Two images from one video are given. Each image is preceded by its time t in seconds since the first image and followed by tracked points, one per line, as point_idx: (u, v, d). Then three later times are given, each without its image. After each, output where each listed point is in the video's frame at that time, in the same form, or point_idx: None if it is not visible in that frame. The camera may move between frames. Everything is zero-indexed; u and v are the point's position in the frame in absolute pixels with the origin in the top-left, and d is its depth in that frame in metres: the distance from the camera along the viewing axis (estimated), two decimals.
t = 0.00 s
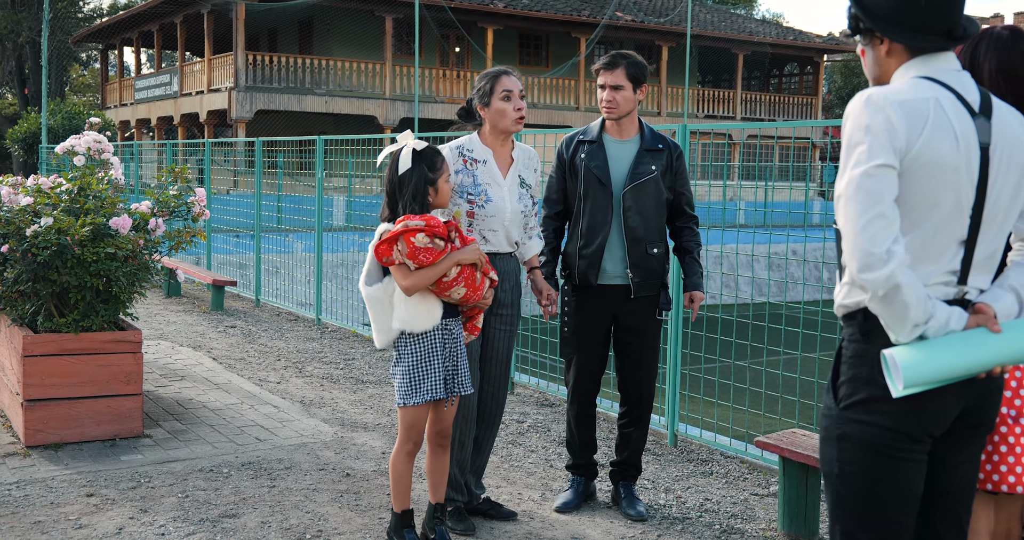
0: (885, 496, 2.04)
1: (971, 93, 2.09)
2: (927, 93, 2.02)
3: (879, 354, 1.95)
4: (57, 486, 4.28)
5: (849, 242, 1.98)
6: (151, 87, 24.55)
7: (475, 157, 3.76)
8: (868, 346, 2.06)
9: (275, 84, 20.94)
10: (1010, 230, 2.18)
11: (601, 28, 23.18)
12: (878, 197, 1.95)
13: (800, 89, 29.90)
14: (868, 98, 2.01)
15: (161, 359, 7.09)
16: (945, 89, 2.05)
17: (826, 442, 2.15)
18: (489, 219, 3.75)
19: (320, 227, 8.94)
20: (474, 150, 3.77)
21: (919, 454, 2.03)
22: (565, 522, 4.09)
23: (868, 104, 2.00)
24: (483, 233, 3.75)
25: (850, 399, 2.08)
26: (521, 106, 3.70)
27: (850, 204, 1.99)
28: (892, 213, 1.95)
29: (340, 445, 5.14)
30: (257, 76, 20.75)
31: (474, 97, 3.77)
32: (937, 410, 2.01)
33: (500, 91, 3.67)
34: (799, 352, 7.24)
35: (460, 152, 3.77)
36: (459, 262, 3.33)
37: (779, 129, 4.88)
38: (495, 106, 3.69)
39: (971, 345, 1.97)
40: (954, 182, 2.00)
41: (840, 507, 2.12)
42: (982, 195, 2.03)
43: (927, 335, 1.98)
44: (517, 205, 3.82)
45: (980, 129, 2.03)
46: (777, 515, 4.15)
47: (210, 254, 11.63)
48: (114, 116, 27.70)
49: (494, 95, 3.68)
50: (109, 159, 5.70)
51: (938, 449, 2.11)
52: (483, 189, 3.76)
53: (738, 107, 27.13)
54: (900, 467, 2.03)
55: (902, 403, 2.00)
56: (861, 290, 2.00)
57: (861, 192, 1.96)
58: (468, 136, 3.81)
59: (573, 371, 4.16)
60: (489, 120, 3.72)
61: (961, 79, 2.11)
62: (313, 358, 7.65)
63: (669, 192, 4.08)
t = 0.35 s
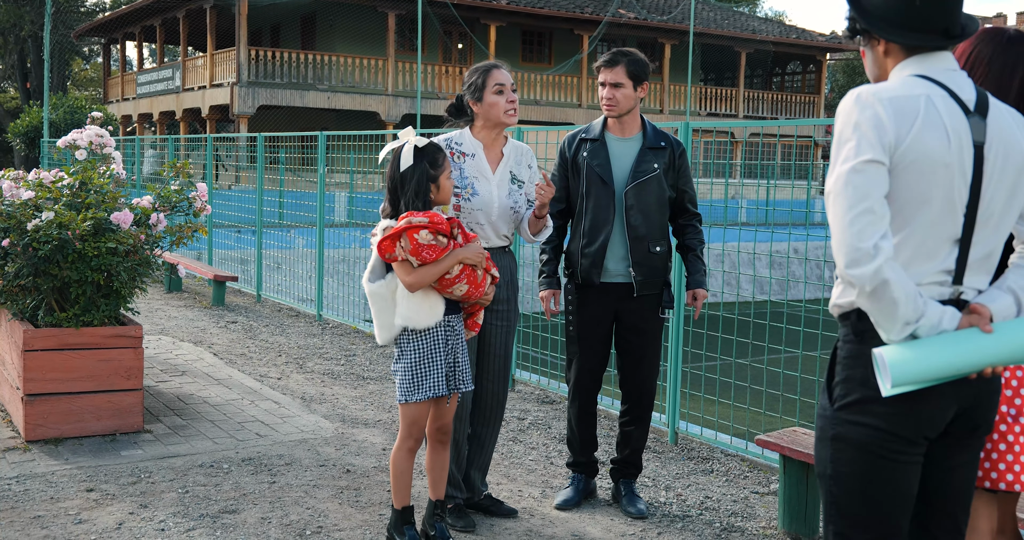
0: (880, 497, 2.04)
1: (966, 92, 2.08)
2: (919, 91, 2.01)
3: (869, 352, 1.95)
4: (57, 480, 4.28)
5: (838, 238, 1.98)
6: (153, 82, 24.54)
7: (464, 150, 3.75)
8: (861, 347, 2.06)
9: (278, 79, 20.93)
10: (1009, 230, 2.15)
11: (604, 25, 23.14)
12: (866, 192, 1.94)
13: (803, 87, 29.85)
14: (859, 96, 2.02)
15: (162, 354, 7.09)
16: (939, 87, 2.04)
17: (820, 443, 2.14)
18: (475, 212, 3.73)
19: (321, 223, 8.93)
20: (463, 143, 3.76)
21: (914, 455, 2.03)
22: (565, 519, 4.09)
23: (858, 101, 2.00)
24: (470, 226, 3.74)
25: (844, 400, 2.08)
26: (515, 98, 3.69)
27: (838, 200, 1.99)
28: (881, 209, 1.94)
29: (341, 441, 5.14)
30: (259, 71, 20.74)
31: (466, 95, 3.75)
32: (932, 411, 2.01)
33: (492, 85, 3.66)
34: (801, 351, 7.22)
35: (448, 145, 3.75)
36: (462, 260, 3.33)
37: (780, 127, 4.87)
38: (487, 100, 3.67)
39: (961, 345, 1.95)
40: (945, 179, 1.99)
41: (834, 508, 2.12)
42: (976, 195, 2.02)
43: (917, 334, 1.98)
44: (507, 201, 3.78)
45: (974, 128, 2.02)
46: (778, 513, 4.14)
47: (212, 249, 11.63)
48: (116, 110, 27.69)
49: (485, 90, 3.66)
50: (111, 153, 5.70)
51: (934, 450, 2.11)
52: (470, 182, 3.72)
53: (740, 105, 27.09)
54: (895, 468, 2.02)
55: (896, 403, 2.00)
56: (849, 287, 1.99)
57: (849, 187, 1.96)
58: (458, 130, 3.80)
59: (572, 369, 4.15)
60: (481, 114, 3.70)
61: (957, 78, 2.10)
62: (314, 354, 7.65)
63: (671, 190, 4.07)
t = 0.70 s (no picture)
0: (880, 496, 2.03)
1: (960, 90, 2.07)
2: (911, 92, 2.01)
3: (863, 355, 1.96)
4: (56, 478, 4.27)
5: (830, 243, 1.99)
6: (153, 78, 24.52)
7: (461, 150, 3.70)
8: (858, 346, 2.06)
9: (278, 76, 20.92)
10: (1010, 228, 2.13)
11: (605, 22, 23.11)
12: (855, 197, 1.95)
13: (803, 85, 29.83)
14: (849, 100, 2.02)
15: (162, 351, 7.08)
16: (932, 87, 2.03)
17: (820, 443, 2.14)
18: (468, 213, 3.69)
19: (322, 220, 8.92)
20: (460, 142, 3.72)
21: (913, 454, 2.02)
22: (566, 516, 4.08)
23: (848, 105, 2.01)
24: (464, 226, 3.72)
25: (842, 399, 2.07)
26: (514, 97, 3.63)
27: (829, 205, 2.00)
28: (871, 213, 1.95)
29: (341, 438, 5.14)
30: (260, 68, 20.71)
31: (464, 92, 3.70)
32: (931, 411, 2.00)
33: (491, 83, 3.61)
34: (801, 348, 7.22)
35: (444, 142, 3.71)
36: (464, 256, 3.32)
37: (781, 125, 4.86)
38: (486, 99, 3.62)
39: (955, 346, 1.94)
40: (938, 180, 1.98)
41: (834, 508, 2.11)
42: (972, 194, 2.01)
43: (914, 335, 1.97)
44: (502, 201, 3.73)
45: (969, 126, 2.01)
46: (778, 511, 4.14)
47: (212, 246, 11.62)
48: (116, 107, 27.66)
49: (484, 88, 3.61)
50: (111, 150, 5.70)
51: (933, 449, 2.10)
52: (466, 182, 3.69)
53: (741, 103, 27.06)
54: (894, 467, 2.01)
55: (894, 402, 1.99)
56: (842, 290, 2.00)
57: (839, 193, 1.97)
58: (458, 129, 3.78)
59: (573, 367, 4.14)
60: (480, 112, 3.65)
61: (953, 76, 2.09)
62: (314, 351, 7.65)
63: (672, 188, 4.06)
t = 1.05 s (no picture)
0: (875, 487, 2.02)
1: (949, 80, 2.05)
2: (897, 83, 2.00)
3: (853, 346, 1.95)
4: (55, 467, 4.28)
5: (815, 235, 1.99)
6: (153, 68, 24.47)
7: (473, 146, 3.67)
8: (853, 338, 2.05)
9: (278, 66, 20.87)
10: (1006, 217, 2.12)
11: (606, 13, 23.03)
12: (840, 188, 1.94)
13: (805, 78, 29.77)
14: (835, 92, 2.02)
15: (161, 341, 7.08)
16: (920, 78, 2.02)
17: (816, 434, 2.14)
18: (478, 209, 3.65)
19: (321, 211, 8.91)
20: (473, 138, 3.68)
21: (910, 446, 2.01)
22: (565, 507, 4.08)
23: (833, 98, 2.01)
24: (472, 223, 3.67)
25: (838, 390, 2.07)
26: (531, 94, 3.60)
27: (815, 198, 1.99)
28: (856, 205, 1.94)
29: (340, 429, 5.14)
30: (260, 58, 20.66)
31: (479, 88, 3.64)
32: (927, 402, 1.99)
33: (508, 80, 3.56)
34: (800, 340, 7.21)
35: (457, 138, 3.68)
36: (460, 247, 3.31)
37: (781, 117, 4.84)
38: (504, 96, 3.58)
39: (945, 337, 1.92)
40: (926, 171, 1.97)
41: (829, 498, 2.11)
42: (963, 185, 2.00)
43: (905, 325, 1.96)
44: (512, 199, 3.66)
45: (957, 117, 1.99)
46: (776, 502, 4.14)
47: (212, 236, 11.61)
48: (116, 97, 27.59)
49: (502, 86, 3.57)
50: (110, 139, 5.68)
51: (929, 440, 2.10)
52: (476, 179, 3.65)
53: (742, 95, 27.00)
54: (889, 458, 2.00)
55: (889, 394, 1.98)
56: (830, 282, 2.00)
57: (824, 185, 1.97)
58: (472, 125, 3.73)
59: (572, 358, 4.14)
60: (496, 110, 3.60)
61: (943, 67, 2.07)
62: (313, 342, 7.64)
63: (671, 179, 4.05)
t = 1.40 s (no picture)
0: (869, 480, 2.03)
1: (945, 73, 2.05)
2: (892, 76, 1.99)
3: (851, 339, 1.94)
4: (49, 458, 4.27)
5: (812, 227, 1.98)
6: (148, 57, 24.36)
7: (482, 138, 3.63)
8: (849, 330, 2.05)
9: (274, 56, 20.79)
10: (1002, 210, 2.11)
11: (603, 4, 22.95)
12: (838, 181, 1.94)
13: (801, 69, 29.74)
14: (832, 84, 2.01)
15: (156, 332, 7.06)
16: (916, 70, 2.01)
17: (811, 426, 2.14)
18: (487, 203, 3.63)
19: (317, 202, 8.88)
20: (482, 131, 3.64)
21: (904, 439, 2.01)
22: (560, 498, 4.08)
23: (830, 90, 2.00)
24: (480, 216, 3.66)
25: (833, 382, 2.06)
26: (540, 90, 3.56)
27: (812, 190, 1.98)
28: (854, 197, 1.93)
29: (335, 420, 5.13)
30: (255, 48, 20.57)
31: (488, 80, 3.61)
32: (922, 396, 1.99)
33: (519, 75, 3.52)
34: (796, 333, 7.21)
35: (467, 131, 3.65)
36: (450, 238, 3.29)
37: (778, 110, 4.83)
38: (513, 91, 3.54)
39: (941, 329, 1.92)
40: (922, 163, 1.96)
41: (822, 490, 2.11)
42: (958, 178, 1.99)
43: (902, 318, 1.96)
44: (520, 192, 3.65)
45: (953, 109, 1.99)
46: (771, 494, 4.14)
47: (207, 226, 11.58)
48: (110, 86, 27.45)
49: (511, 80, 3.53)
50: (104, 129, 5.65)
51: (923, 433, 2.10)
52: (484, 172, 3.62)
53: (738, 87, 26.96)
54: (884, 451, 2.01)
55: (884, 387, 1.98)
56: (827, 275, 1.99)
57: (822, 177, 1.96)
58: (482, 116, 3.69)
59: (567, 350, 4.13)
60: (506, 104, 3.57)
61: (939, 60, 2.07)
62: (309, 333, 7.63)
63: (668, 170, 4.06)
